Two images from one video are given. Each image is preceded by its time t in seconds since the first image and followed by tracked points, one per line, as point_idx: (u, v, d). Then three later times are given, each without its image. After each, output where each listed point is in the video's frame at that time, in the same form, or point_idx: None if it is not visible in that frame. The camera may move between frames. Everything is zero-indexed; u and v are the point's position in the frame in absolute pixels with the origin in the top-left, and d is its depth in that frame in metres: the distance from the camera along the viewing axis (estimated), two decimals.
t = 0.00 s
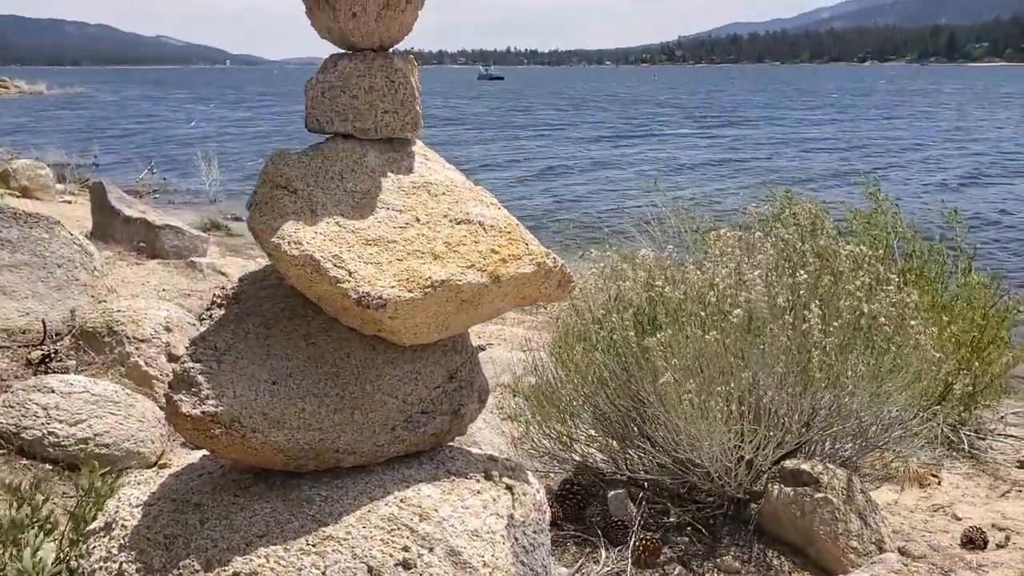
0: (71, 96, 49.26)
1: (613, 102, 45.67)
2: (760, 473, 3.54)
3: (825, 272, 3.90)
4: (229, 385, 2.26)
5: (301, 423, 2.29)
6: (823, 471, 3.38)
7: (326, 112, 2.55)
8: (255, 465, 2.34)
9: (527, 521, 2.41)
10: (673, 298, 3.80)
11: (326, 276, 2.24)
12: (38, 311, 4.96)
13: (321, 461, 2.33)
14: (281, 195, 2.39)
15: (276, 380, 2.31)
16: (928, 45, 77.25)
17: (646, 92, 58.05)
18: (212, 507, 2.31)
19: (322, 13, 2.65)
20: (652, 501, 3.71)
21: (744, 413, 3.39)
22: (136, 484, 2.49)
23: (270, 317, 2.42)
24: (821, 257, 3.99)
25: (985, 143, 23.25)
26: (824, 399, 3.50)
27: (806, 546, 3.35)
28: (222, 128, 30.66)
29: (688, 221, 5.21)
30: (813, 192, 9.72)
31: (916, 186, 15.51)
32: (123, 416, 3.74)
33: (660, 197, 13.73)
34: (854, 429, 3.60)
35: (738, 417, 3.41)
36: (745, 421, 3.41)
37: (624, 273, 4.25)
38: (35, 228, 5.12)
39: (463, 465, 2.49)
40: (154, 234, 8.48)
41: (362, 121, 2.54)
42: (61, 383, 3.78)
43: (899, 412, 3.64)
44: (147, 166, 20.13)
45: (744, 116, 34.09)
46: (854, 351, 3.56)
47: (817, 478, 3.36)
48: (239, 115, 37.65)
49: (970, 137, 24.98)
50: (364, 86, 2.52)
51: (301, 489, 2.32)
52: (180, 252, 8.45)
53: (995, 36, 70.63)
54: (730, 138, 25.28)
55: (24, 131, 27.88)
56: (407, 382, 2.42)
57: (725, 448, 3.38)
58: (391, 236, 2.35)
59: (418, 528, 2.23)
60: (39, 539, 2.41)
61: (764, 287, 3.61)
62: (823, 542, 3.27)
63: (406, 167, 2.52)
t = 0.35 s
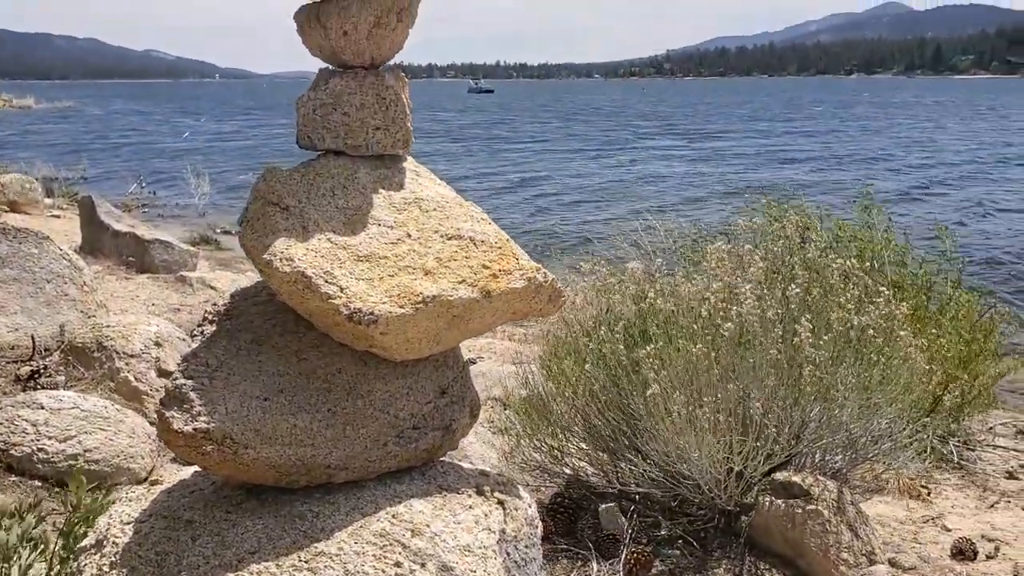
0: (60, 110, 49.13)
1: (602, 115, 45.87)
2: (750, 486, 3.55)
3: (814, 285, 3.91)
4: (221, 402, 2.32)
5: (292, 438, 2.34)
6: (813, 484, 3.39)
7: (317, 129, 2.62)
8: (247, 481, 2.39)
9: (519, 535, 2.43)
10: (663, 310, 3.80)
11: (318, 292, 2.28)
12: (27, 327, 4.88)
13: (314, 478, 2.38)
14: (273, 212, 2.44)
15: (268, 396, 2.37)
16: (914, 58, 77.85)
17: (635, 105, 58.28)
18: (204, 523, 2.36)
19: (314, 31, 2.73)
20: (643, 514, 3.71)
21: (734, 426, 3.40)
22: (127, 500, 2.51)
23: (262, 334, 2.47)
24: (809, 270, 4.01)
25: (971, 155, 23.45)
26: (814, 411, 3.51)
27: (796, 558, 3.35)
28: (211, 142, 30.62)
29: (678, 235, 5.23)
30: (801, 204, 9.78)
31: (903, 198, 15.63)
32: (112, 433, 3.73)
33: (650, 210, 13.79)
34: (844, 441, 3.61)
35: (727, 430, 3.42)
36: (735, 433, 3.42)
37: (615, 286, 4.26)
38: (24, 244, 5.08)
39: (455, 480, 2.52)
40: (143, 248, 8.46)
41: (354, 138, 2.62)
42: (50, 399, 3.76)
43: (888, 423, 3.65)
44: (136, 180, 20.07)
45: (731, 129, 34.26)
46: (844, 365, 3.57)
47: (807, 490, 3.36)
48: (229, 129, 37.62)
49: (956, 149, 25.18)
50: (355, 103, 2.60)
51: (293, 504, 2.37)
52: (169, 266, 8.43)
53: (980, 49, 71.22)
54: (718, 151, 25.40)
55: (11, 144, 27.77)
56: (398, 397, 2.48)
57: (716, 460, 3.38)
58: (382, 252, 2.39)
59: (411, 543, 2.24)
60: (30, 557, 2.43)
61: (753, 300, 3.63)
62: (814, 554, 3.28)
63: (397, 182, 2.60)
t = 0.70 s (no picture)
0: (53, 123, 49.12)
1: (595, 127, 45.96)
2: (743, 498, 3.59)
3: (802, 298, 3.95)
4: (220, 418, 2.37)
5: (290, 455, 2.41)
6: (805, 494, 3.41)
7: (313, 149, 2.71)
8: (246, 497, 2.45)
9: (514, 548, 2.51)
10: (653, 324, 3.84)
11: (315, 310, 2.36)
12: (22, 343, 4.91)
13: (310, 493, 2.45)
14: (269, 232, 2.52)
15: (266, 413, 2.43)
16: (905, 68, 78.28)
17: (628, 116, 58.46)
18: (202, 539, 2.44)
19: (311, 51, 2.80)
20: (637, 526, 3.73)
21: (726, 439, 3.42)
22: (125, 516, 2.60)
23: (259, 351, 2.54)
24: (796, 283, 4.04)
25: (962, 165, 23.60)
26: (805, 422, 3.53)
27: (789, 569, 3.37)
28: (204, 154, 30.60)
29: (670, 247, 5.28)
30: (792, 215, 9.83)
31: (896, 208, 15.73)
32: (108, 448, 3.75)
33: (643, 221, 13.85)
34: (835, 451, 3.64)
35: (720, 443, 3.44)
36: (727, 446, 3.45)
37: (607, 300, 4.30)
38: (18, 259, 5.06)
39: (450, 495, 2.61)
40: (138, 262, 8.46)
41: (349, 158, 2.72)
42: (47, 415, 3.77)
43: (879, 433, 3.68)
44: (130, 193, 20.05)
45: (724, 140, 34.38)
46: (832, 376, 3.60)
47: (799, 501, 3.39)
48: (222, 141, 37.61)
49: (947, 159, 25.33)
50: (351, 123, 2.69)
51: (291, 521, 2.44)
52: (163, 279, 8.44)
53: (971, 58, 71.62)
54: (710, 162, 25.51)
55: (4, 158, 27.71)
56: (395, 413, 2.56)
57: (709, 473, 3.40)
58: (377, 270, 2.48)
59: (406, 558, 2.33)
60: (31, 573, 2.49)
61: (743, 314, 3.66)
62: (806, 565, 3.30)
63: (392, 203, 2.67)
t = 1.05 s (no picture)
0: (51, 136, 49.11)
1: (593, 139, 46.04)
2: (740, 509, 3.60)
3: (798, 309, 3.98)
4: (224, 432, 2.50)
5: (293, 466, 2.54)
6: (802, 506, 3.44)
7: (316, 167, 2.85)
8: (250, 509, 2.56)
9: (512, 560, 2.63)
10: (651, 337, 3.86)
11: (317, 324, 2.49)
12: (23, 355, 4.92)
13: (312, 504, 2.58)
14: (273, 248, 2.67)
15: (269, 425, 2.56)
16: (902, 81, 78.52)
17: (625, 128, 58.56)
18: (206, 550, 2.57)
19: (311, 77, 2.98)
20: (635, 538, 3.75)
21: (723, 451, 3.45)
22: (130, 529, 2.73)
23: (262, 365, 2.68)
24: (792, 295, 4.08)
25: (958, 177, 23.72)
26: (802, 433, 3.56)
27: None
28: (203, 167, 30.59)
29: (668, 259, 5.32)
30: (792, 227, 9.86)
31: (893, 220, 15.83)
32: (109, 461, 3.77)
33: (642, 234, 13.91)
34: (832, 462, 3.67)
35: (718, 455, 3.46)
36: (725, 458, 3.47)
37: (604, 313, 4.35)
38: (19, 272, 5.08)
39: (451, 507, 2.74)
40: (137, 275, 8.48)
41: (351, 175, 2.86)
42: (47, 428, 3.78)
43: (874, 443, 3.71)
44: (128, 205, 20.03)
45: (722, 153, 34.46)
46: (828, 387, 3.63)
47: (796, 512, 3.42)
48: (220, 154, 37.61)
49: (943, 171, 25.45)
50: (353, 140, 2.84)
51: (293, 531, 2.58)
52: (162, 292, 8.45)
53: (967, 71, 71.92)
54: (708, 174, 25.58)
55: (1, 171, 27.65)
56: (396, 426, 2.71)
57: (707, 485, 3.42)
58: (378, 285, 2.62)
59: (407, 568, 2.48)
60: None
61: (740, 326, 3.69)
62: None
63: (393, 219, 2.83)
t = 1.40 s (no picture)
0: (51, 147, 49.18)
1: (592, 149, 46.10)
2: (740, 521, 3.60)
3: (798, 322, 4.00)
4: (225, 445, 2.59)
5: (293, 479, 2.63)
6: (801, 517, 3.45)
7: (316, 181, 2.90)
8: (249, 520, 2.66)
9: (511, 571, 2.72)
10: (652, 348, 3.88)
11: (317, 337, 2.56)
12: (24, 367, 4.92)
13: (312, 517, 2.67)
14: (273, 262, 2.71)
15: (270, 439, 2.65)
16: (902, 90, 78.65)
17: (624, 138, 58.66)
18: (207, 561, 2.64)
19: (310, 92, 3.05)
20: (635, 549, 3.75)
21: (724, 462, 3.44)
22: (130, 540, 2.78)
23: (263, 378, 2.75)
24: (793, 308, 4.10)
25: (956, 187, 23.82)
26: (802, 444, 3.57)
27: None
28: (203, 178, 30.60)
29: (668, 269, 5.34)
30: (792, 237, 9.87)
31: (892, 230, 15.91)
32: (109, 473, 3.78)
33: (643, 244, 13.95)
34: (831, 474, 3.67)
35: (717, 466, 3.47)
36: (724, 470, 3.47)
37: (605, 324, 4.37)
38: (20, 284, 5.08)
39: (450, 519, 2.83)
40: (137, 286, 8.48)
41: (350, 191, 2.91)
42: (48, 440, 3.79)
43: (874, 455, 3.72)
44: (128, 216, 20.04)
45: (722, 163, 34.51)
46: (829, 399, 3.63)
47: (796, 524, 3.42)
48: (220, 164, 37.62)
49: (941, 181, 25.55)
50: (353, 155, 2.89)
51: (294, 543, 2.66)
52: (162, 303, 8.45)
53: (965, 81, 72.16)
54: (707, 185, 25.63)
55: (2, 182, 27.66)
56: (395, 438, 2.79)
57: (707, 496, 3.42)
58: (378, 299, 2.70)
59: None
60: None
61: (741, 337, 3.70)
62: None
63: (392, 233, 2.88)
